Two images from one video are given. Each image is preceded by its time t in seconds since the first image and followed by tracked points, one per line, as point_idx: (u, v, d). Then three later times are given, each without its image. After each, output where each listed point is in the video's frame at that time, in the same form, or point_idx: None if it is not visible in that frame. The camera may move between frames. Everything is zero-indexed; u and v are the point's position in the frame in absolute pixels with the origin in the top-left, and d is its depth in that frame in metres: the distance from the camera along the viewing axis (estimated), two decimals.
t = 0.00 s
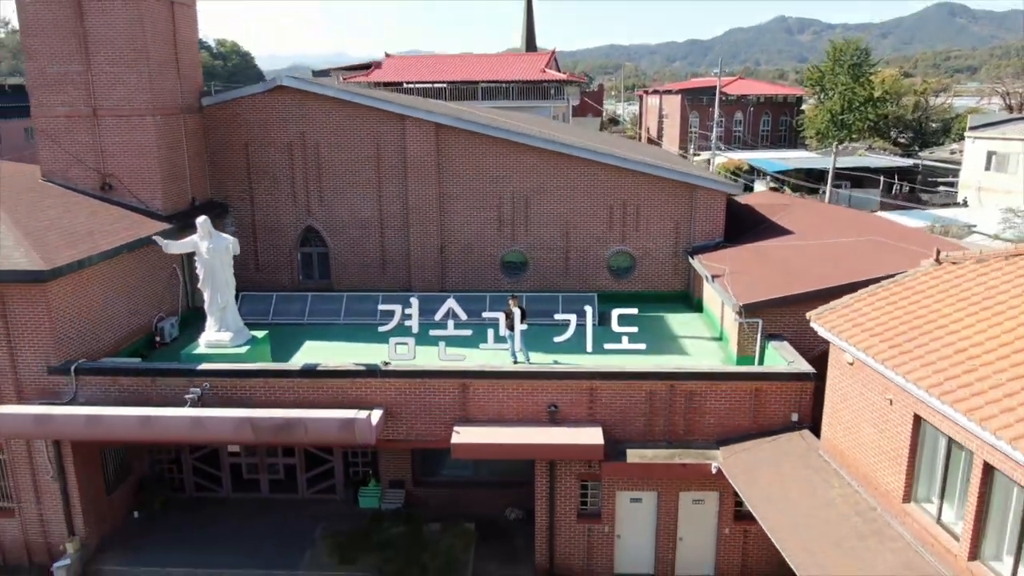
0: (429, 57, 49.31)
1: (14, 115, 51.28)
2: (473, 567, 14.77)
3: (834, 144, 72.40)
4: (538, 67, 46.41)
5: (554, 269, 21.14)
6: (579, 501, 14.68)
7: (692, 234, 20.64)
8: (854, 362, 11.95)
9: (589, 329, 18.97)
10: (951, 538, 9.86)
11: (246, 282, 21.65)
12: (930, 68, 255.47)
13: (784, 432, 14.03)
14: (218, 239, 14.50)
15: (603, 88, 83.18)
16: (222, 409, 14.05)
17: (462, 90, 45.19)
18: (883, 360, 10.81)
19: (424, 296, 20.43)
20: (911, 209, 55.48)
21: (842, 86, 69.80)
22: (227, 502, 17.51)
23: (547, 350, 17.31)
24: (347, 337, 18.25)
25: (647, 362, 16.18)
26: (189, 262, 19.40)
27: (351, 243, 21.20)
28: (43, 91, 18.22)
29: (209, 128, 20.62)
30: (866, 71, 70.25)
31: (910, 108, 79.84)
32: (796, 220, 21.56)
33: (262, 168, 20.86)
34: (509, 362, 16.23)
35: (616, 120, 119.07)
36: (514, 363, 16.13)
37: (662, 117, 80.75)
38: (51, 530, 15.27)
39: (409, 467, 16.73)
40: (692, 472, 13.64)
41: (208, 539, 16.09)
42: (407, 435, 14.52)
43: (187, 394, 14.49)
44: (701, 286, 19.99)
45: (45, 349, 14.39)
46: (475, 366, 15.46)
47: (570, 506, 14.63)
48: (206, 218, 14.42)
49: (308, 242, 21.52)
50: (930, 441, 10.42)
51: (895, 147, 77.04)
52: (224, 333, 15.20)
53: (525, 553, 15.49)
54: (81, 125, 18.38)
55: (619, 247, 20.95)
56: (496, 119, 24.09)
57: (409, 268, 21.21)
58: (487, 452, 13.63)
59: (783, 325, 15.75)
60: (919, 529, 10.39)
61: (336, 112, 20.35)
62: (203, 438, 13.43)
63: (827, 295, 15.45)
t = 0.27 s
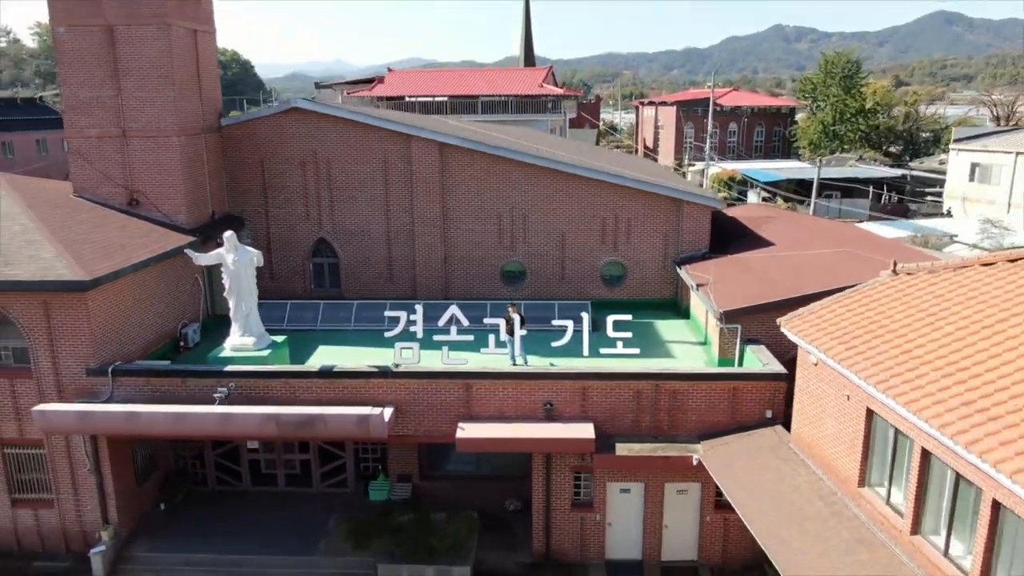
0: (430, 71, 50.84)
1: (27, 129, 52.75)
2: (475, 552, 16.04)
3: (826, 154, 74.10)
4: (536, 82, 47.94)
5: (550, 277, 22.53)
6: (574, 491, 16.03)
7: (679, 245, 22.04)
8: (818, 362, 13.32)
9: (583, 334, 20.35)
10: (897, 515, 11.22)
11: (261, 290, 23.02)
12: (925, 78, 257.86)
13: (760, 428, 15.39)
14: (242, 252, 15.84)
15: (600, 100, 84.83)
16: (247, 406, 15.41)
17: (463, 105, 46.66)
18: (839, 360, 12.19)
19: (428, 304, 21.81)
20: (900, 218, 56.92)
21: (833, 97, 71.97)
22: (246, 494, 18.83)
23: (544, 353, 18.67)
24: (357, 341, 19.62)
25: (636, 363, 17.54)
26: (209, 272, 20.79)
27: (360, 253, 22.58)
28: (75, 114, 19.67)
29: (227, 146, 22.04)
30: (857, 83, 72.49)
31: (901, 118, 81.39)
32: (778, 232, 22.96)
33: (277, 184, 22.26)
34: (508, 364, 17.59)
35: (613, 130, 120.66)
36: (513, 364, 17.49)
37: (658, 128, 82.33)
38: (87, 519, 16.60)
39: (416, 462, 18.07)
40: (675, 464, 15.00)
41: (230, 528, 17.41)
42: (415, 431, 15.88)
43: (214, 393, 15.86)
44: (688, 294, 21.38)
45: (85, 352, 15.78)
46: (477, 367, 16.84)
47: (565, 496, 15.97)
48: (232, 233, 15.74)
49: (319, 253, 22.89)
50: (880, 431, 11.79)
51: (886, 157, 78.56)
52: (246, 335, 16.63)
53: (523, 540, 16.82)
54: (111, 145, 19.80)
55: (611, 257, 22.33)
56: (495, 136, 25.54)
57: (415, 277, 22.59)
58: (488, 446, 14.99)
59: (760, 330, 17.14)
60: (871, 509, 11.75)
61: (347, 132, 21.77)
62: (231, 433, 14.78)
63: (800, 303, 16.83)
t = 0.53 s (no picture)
0: (432, 86, 52.38)
1: (38, 141, 54.18)
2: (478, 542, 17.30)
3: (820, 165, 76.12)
4: (535, 97, 49.47)
5: (548, 287, 23.90)
6: (569, 485, 17.38)
7: (669, 257, 23.43)
8: (790, 365, 14.67)
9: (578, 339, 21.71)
10: (857, 501, 12.57)
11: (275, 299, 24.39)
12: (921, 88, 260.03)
13: (740, 426, 16.76)
14: (264, 264, 17.27)
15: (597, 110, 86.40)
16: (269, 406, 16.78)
17: (463, 118, 48.11)
18: (806, 363, 13.56)
19: (433, 312, 23.18)
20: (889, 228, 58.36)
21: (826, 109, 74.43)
22: (264, 490, 20.17)
23: (542, 358, 20.04)
24: (367, 346, 20.99)
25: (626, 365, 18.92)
26: (228, 281, 22.16)
27: (369, 264, 23.96)
28: (104, 135, 21.09)
29: (244, 163, 23.45)
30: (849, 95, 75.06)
31: (893, 129, 82.74)
32: (762, 244, 24.35)
33: (291, 199, 23.65)
34: (509, 368, 18.96)
35: (611, 140, 122.11)
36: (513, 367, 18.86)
37: (654, 139, 83.92)
38: (119, 511, 17.95)
39: (423, 459, 19.41)
40: (662, 458, 16.36)
41: (250, 519, 18.75)
42: (423, 430, 17.24)
43: (239, 394, 17.23)
44: (677, 303, 22.75)
45: (119, 356, 17.16)
46: (480, 369, 18.22)
47: (561, 489, 17.32)
48: (256, 247, 17.17)
49: (330, 264, 24.26)
50: (843, 426, 13.15)
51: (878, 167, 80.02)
52: (267, 342, 18.06)
53: (523, 531, 18.15)
54: (137, 163, 21.21)
55: (606, 268, 23.70)
56: (496, 153, 26.97)
57: (421, 286, 23.97)
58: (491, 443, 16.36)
59: (742, 337, 18.51)
60: (835, 496, 13.10)
61: (357, 151, 23.19)
62: (255, 430, 16.15)
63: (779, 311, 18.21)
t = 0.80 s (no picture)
0: (434, 100, 53.89)
1: (50, 153, 55.67)
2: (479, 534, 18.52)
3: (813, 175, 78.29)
4: (534, 111, 50.96)
5: (546, 296, 25.27)
6: (565, 481, 18.70)
7: (661, 268, 24.80)
8: (767, 368, 16.00)
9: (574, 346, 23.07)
10: (824, 491, 13.91)
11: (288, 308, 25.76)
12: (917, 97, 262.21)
13: (723, 426, 18.10)
14: (284, 276, 18.57)
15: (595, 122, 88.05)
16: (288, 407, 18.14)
17: (465, 132, 49.63)
18: (778, 366, 14.89)
19: (437, 320, 24.53)
20: (879, 238, 59.81)
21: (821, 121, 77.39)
22: (279, 487, 21.48)
23: (540, 363, 21.40)
24: (376, 351, 22.34)
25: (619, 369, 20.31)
26: (244, 291, 23.53)
27: (376, 274, 25.33)
28: (129, 154, 22.51)
29: (259, 180, 24.87)
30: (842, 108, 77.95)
31: (885, 141, 84.31)
32: (749, 256, 25.73)
33: (303, 213, 25.03)
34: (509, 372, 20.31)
35: (609, 150, 123.82)
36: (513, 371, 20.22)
37: (651, 150, 85.47)
38: (146, 506, 19.27)
39: (429, 458, 20.73)
40: (651, 456, 17.71)
41: (267, 514, 20.06)
42: (429, 429, 18.57)
43: (259, 396, 18.60)
44: (667, 311, 24.10)
45: (148, 361, 18.53)
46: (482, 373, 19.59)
47: (558, 486, 18.65)
48: (274, 260, 18.51)
49: (340, 274, 25.62)
50: (812, 423, 14.50)
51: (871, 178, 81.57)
52: (284, 349, 19.50)
53: (522, 525, 19.45)
54: (160, 180, 22.62)
55: (601, 278, 25.05)
56: (498, 169, 28.39)
57: (426, 296, 25.34)
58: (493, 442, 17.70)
59: (727, 343, 19.86)
60: (805, 488, 14.44)
61: (366, 168, 24.59)
62: (275, 430, 17.50)
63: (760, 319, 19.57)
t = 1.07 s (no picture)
0: (436, 112, 55.35)
1: (61, 164, 57.05)
2: (482, 528, 19.83)
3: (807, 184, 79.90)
4: (534, 124, 52.44)
5: (544, 305, 26.62)
6: (563, 478, 20.02)
7: (653, 278, 26.18)
8: (747, 372, 17.37)
9: (571, 352, 24.43)
10: (797, 484, 15.25)
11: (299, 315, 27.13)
12: (913, 105, 264.30)
13: (709, 426, 19.46)
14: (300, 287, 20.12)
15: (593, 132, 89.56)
16: (304, 409, 19.49)
17: (466, 144, 51.07)
18: (757, 370, 16.25)
19: (442, 328, 25.88)
20: (870, 247, 61.23)
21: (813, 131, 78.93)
22: (294, 485, 22.79)
23: (540, 367, 22.74)
24: (385, 357, 23.71)
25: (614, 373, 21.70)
26: (260, 301, 24.88)
27: (383, 285, 26.70)
28: (152, 172, 23.92)
29: (273, 195, 26.25)
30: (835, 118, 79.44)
31: (878, 150, 85.83)
32: (737, 266, 27.09)
33: (314, 226, 26.41)
34: (510, 376, 21.66)
35: (607, 159, 125.41)
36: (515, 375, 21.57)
37: (648, 160, 86.99)
38: (170, 502, 20.59)
39: (435, 458, 22.07)
40: (642, 454, 19.06)
41: (283, 510, 21.37)
42: (436, 430, 19.91)
43: (278, 398, 19.96)
44: (659, 319, 25.48)
45: (174, 366, 19.87)
46: (486, 377, 20.91)
47: (555, 482, 19.96)
48: (291, 273, 20.05)
49: (349, 284, 27.01)
50: (787, 422, 15.84)
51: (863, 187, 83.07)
52: (300, 354, 20.78)
53: (523, 521, 20.77)
54: (181, 197, 24.02)
55: (597, 288, 26.40)
56: (499, 183, 29.78)
57: (430, 305, 26.70)
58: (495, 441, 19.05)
59: (714, 349, 21.23)
60: (782, 481, 15.78)
61: (374, 184, 25.96)
62: (293, 430, 18.83)
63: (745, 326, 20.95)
